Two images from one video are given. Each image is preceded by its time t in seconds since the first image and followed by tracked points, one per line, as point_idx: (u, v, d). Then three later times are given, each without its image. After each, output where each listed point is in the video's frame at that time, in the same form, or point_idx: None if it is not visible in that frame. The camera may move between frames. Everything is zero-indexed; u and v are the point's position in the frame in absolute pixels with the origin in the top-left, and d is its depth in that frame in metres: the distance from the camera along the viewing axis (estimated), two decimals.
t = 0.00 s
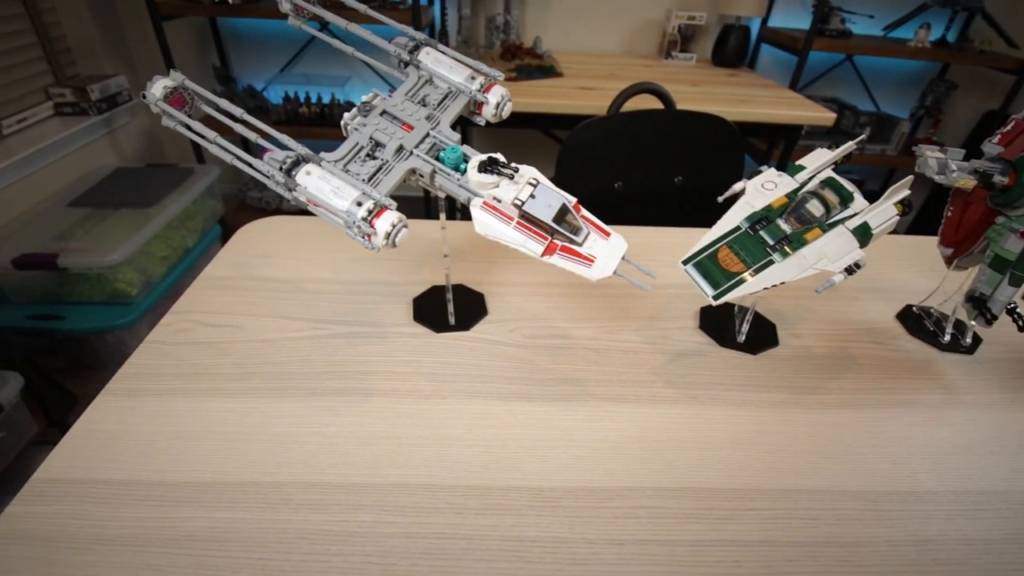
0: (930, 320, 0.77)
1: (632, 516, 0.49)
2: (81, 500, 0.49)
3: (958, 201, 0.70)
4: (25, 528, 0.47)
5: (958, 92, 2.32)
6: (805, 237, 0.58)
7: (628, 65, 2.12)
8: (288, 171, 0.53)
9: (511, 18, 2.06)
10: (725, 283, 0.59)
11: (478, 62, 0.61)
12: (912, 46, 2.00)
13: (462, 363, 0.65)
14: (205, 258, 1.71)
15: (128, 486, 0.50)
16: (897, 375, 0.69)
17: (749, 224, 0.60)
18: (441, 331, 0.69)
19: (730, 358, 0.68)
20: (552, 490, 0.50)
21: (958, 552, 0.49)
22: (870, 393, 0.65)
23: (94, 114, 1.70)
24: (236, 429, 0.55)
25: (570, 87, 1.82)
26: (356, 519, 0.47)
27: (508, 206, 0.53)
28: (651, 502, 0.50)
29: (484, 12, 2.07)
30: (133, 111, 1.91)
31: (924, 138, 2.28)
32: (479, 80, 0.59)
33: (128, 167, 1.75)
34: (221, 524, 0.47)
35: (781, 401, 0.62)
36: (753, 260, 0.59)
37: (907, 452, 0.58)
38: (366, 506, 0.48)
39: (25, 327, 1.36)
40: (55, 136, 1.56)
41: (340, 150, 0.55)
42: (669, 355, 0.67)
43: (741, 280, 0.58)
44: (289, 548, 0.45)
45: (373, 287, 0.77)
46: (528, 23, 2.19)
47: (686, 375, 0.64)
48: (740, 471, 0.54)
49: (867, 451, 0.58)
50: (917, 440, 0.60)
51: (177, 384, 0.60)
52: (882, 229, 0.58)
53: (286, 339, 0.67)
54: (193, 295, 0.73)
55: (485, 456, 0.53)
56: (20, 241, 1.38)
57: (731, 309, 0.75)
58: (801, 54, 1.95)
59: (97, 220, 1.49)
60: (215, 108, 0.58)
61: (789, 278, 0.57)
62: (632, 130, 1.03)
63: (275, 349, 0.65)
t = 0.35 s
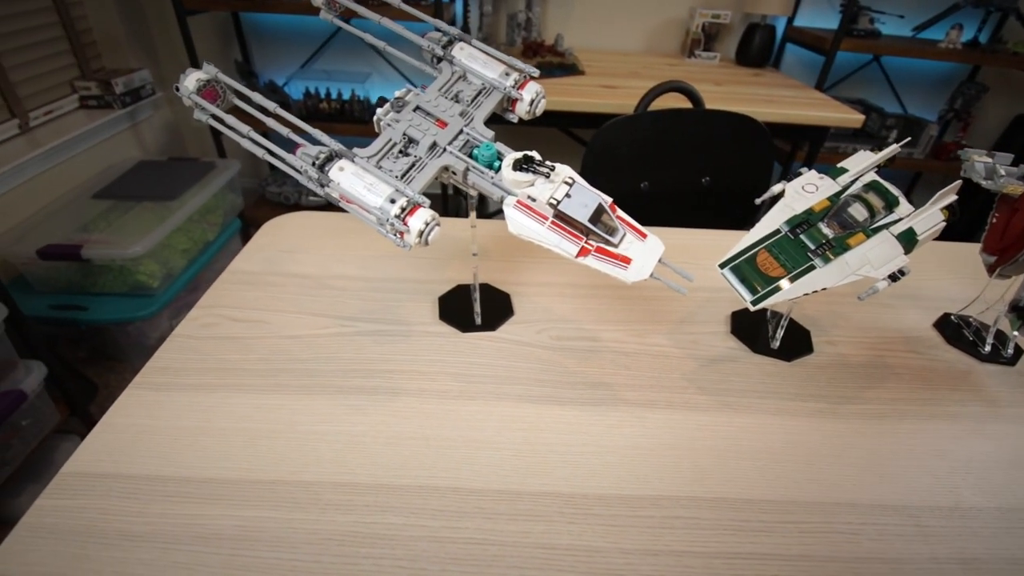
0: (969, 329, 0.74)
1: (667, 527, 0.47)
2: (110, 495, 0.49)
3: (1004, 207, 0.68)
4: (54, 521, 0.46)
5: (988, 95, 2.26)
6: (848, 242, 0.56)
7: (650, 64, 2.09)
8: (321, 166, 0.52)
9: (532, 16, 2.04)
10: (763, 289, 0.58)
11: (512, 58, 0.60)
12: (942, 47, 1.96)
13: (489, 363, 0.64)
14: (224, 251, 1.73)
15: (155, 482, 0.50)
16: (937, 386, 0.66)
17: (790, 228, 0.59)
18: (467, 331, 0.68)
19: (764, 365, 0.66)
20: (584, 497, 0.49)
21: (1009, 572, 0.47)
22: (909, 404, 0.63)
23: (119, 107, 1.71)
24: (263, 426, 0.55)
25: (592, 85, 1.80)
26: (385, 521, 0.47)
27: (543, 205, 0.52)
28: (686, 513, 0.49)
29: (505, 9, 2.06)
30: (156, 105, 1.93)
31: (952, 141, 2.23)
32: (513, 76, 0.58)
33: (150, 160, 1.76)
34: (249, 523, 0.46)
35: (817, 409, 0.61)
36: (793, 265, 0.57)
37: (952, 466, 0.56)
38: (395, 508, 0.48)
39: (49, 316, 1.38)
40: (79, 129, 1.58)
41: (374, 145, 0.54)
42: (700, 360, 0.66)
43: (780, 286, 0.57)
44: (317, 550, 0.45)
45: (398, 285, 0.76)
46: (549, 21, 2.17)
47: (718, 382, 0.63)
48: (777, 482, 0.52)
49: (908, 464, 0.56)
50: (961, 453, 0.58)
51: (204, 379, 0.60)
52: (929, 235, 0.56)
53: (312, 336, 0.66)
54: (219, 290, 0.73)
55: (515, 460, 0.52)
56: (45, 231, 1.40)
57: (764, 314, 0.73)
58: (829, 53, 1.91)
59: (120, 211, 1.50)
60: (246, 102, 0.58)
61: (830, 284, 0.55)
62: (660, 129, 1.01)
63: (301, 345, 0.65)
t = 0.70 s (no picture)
0: (998, 336, 0.72)
1: (692, 540, 0.45)
2: (118, 500, 0.48)
3: None
4: (61, 526, 0.45)
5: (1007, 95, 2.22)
6: (880, 245, 0.54)
7: (663, 62, 2.07)
8: (337, 163, 0.51)
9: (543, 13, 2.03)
10: (791, 292, 0.56)
11: (532, 53, 0.58)
12: (961, 46, 1.93)
13: (506, 366, 0.62)
14: (233, 249, 1.72)
15: (164, 486, 0.49)
16: (967, 394, 0.64)
17: (819, 230, 0.57)
18: (482, 333, 0.67)
19: (788, 371, 0.64)
20: (606, 508, 0.47)
21: None
22: (940, 413, 0.61)
23: (129, 103, 1.71)
24: (274, 429, 0.54)
25: (604, 83, 1.78)
26: (400, 531, 0.45)
27: (565, 205, 0.51)
28: (712, 525, 0.47)
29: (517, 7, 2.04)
30: (167, 102, 1.93)
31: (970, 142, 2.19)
32: (533, 72, 0.56)
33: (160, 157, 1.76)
34: (261, 531, 0.45)
35: (844, 418, 0.59)
36: (822, 268, 0.55)
37: (987, 478, 0.54)
38: (411, 517, 0.46)
39: (59, 313, 1.37)
40: (90, 125, 1.58)
41: (390, 142, 0.52)
42: (722, 365, 0.64)
43: (808, 290, 0.55)
44: (330, 559, 0.43)
45: (411, 285, 0.74)
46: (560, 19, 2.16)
47: (741, 388, 0.61)
48: (805, 493, 0.50)
49: (941, 476, 0.54)
50: (995, 465, 0.56)
51: (214, 380, 0.59)
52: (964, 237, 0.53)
53: (325, 337, 0.65)
54: (230, 289, 0.72)
55: (533, 468, 0.51)
56: (55, 228, 1.39)
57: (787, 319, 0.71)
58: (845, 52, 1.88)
59: (130, 208, 1.50)
60: (260, 96, 0.56)
61: (861, 288, 0.53)
62: (677, 128, 0.99)
63: (313, 346, 0.64)
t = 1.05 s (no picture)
0: (1017, 339, 0.71)
1: (708, 551, 0.44)
2: (120, 508, 0.47)
3: None
4: (61, 535, 0.44)
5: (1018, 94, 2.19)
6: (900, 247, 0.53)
7: (669, 62, 2.05)
8: (343, 163, 0.50)
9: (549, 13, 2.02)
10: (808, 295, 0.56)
11: (542, 50, 0.57)
12: (972, 44, 1.90)
13: (514, 370, 0.61)
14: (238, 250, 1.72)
15: (165, 494, 0.48)
16: (988, 399, 0.63)
17: (838, 230, 0.55)
18: (490, 336, 0.65)
19: (803, 375, 0.63)
20: (618, 517, 0.46)
21: None
22: (959, 419, 0.59)
23: (134, 105, 1.71)
24: (279, 435, 0.53)
25: (611, 83, 1.76)
26: (407, 540, 0.44)
27: (576, 205, 0.49)
28: (728, 535, 0.45)
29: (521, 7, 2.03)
30: (171, 103, 1.93)
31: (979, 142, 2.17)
32: (543, 70, 0.55)
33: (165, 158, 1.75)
34: (264, 540, 0.44)
35: (863, 423, 0.57)
36: (840, 271, 0.55)
37: (1011, 486, 0.53)
38: (418, 527, 0.45)
39: (63, 314, 1.36)
40: (95, 126, 1.57)
41: (397, 142, 0.51)
42: (736, 369, 0.63)
43: (825, 294, 0.55)
44: (336, 570, 0.42)
45: (418, 288, 0.73)
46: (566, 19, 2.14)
47: (755, 393, 0.60)
48: (824, 502, 0.49)
49: (964, 484, 0.52)
50: (1018, 473, 0.54)
51: (217, 385, 0.58)
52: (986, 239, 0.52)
53: (330, 340, 0.64)
54: (235, 291, 0.72)
55: (543, 475, 0.49)
56: (59, 229, 1.39)
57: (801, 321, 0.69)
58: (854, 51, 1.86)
59: (135, 209, 1.49)
60: (264, 95, 0.55)
61: (878, 293, 0.53)
62: (687, 128, 0.98)
63: (319, 349, 0.63)
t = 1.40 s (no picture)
0: (1011, 341, 0.70)
1: (696, 556, 0.44)
2: (106, 514, 0.47)
3: None
4: (47, 541, 0.44)
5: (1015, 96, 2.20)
6: (890, 249, 0.53)
7: (666, 64, 2.06)
8: (330, 167, 0.50)
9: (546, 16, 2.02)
10: (800, 298, 0.54)
11: (532, 53, 0.57)
12: (968, 46, 1.91)
13: (504, 374, 0.61)
14: (235, 253, 1.72)
15: (152, 499, 0.48)
16: (982, 401, 0.63)
17: (828, 233, 0.55)
18: (482, 340, 0.65)
19: (796, 378, 0.62)
20: (606, 522, 0.46)
21: None
22: (952, 421, 0.59)
23: (132, 109, 1.71)
24: (268, 440, 0.53)
25: (608, 85, 1.76)
26: (393, 546, 0.44)
27: (565, 208, 0.49)
28: (717, 540, 0.45)
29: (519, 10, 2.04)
30: (170, 107, 1.93)
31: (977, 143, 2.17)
32: (533, 72, 0.55)
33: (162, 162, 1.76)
34: (250, 547, 0.44)
35: (855, 426, 0.57)
36: (832, 272, 0.53)
37: (1003, 489, 0.53)
38: (405, 532, 0.45)
39: (60, 319, 1.36)
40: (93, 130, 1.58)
41: (385, 145, 0.51)
42: (728, 372, 0.63)
43: (818, 295, 0.53)
44: None
45: (411, 291, 0.73)
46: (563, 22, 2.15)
47: (746, 396, 0.59)
48: (814, 506, 0.49)
49: (956, 486, 0.52)
50: (1011, 476, 0.54)
51: (207, 389, 0.58)
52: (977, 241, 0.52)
53: (321, 345, 0.64)
54: (227, 296, 0.72)
55: (532, 480, 0.49)
56: (57, 234, 1.39)
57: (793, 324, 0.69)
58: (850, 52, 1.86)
59: (133, 213, 1.49)
60: (254, 99, 0.55)
61: (872, 293, 0.52)
62: (681, 130, 0.98)
63: (309, 354, 0.62)
